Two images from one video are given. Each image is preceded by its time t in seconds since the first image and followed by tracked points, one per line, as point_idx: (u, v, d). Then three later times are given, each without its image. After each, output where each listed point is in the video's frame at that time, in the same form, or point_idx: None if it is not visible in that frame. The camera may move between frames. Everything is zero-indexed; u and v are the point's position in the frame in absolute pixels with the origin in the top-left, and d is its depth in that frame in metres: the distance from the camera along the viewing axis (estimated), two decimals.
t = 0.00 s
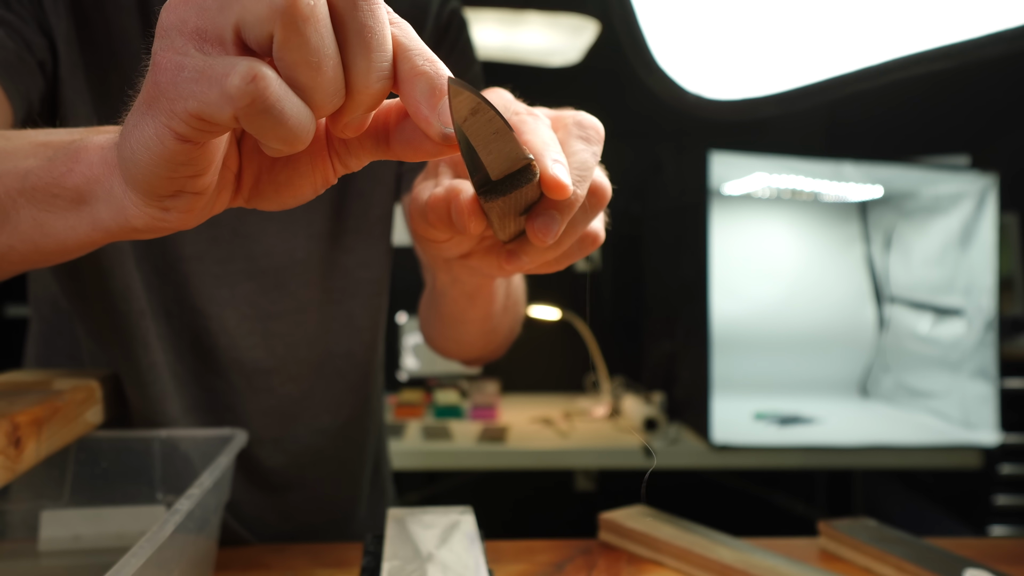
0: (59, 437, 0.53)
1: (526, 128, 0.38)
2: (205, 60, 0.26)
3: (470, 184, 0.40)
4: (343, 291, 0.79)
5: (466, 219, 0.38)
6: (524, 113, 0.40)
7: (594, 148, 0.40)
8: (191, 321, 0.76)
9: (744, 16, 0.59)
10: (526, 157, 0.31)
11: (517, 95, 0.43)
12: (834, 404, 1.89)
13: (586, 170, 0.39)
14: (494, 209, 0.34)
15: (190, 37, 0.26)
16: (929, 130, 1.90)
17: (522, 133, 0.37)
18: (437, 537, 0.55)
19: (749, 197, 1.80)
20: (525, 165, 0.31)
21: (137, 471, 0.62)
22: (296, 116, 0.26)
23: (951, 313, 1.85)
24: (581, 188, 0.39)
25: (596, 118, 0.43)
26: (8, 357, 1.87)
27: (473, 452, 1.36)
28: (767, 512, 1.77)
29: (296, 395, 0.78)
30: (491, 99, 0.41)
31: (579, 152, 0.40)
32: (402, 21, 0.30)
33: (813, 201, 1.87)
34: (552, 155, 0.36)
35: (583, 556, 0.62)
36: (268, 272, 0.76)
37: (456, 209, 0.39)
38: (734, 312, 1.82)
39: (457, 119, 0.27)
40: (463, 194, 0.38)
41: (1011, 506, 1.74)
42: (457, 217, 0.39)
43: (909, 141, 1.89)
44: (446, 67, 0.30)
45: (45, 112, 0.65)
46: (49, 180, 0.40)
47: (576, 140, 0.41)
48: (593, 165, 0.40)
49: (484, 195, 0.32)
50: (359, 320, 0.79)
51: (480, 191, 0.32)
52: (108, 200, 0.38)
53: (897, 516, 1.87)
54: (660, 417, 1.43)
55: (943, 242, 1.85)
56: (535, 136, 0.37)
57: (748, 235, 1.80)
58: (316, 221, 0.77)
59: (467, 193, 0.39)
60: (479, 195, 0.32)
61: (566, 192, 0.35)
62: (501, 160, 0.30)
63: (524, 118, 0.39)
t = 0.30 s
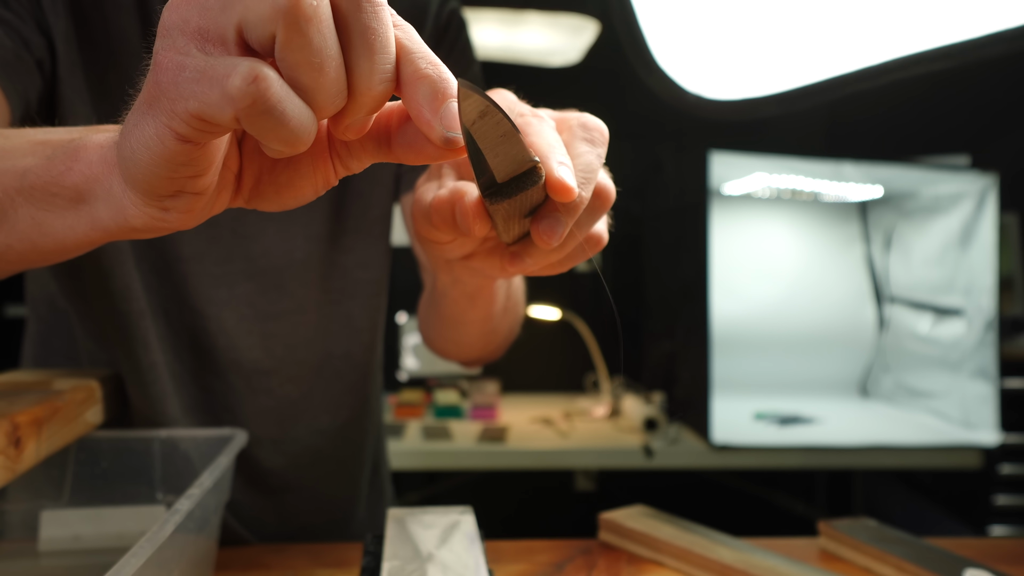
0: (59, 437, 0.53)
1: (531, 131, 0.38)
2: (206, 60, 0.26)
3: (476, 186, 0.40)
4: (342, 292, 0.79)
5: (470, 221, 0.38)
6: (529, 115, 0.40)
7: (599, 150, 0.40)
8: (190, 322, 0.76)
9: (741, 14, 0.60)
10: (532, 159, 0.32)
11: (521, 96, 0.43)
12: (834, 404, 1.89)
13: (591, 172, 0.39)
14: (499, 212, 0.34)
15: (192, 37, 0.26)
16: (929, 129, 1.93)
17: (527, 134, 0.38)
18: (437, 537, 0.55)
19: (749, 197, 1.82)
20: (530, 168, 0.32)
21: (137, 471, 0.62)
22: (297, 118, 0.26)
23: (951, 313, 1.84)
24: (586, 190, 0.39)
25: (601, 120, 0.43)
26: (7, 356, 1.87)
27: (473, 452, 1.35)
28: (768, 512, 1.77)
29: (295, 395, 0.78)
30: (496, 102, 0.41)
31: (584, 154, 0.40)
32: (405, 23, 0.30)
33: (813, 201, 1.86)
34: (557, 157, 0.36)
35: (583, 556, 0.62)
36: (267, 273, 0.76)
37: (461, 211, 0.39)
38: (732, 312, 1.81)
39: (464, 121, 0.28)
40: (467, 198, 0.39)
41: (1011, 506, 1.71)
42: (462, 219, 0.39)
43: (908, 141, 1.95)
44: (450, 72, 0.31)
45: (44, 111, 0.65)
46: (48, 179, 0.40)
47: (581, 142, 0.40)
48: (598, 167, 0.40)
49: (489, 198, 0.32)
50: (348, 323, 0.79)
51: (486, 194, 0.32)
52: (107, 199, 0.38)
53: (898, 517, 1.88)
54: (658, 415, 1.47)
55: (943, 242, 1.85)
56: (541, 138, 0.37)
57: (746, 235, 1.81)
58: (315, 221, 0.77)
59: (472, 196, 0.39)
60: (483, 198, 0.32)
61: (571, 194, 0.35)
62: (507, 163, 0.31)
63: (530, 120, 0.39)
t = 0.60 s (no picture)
0: (59, 437, 0.53)
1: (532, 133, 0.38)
2: (201, 58, 0.26)
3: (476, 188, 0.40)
4: (342, 292, 0.79)
5: (471, 224, 0.38)
6: (530, 117, 0.40)
7: (600, 153, 0.40)
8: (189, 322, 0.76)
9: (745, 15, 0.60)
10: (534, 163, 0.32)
11: (522, 97, 0.43)
12: (833, 404, 1.89)
13: (591, 176, 0.39)
14: (499, 214, 0.34)
15: (187, 35, 0.26)
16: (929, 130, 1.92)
17: (528, 137, 0.38)
18: (437, 537, 0.55)
19: (749, 197, 1.82)
20: (531, 171, 0.32)
21: (138, 471, 0.62)
22: (293, 115, 0.26)
23: (951, 313, 1.84)
24: (586, 194, 0.39)
25: (602, 124, 0.43)
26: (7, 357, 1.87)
27: (473, 452, 1.35)
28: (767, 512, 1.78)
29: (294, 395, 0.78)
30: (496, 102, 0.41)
31: (585, 157, 0.39)
32: (402, 21, 0.30)
33: (813, 201, 1.86)
34: (558, 159, 0.36)
35: (583, 556, 0.62)
36: (266, 273, 0.76)
37: (462, 213, 0.39)
38: (734, 312, 1.81)
39: (466, 124, 0.28)
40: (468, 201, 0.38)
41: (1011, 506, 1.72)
42: (462, 221, 0.39)
43: (907, 142, 1.93)
44: (447, 71, 0.30)
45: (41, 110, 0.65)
46: (44, 178, 0.40)
47: (582, 145, 0.40)
48: (598, 170, 0.40)
49: (489, 201, 0.32)
50: (350, 323, 0.79)
51: (486, 197, 0.32)
52: (102, 199, 0.38)
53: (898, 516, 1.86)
54: (658, 415, 1.49)
55: (943, 242, 1.85)
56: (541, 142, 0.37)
57: (746, 235, 1.81)
58: (315, 222, 0.77)
59: (473, 197, 0.39)
60: (483, 200, 0.32)
61: (572, 198, 0.35)
62: (507, 165, 0.31)
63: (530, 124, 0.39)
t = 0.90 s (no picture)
0: (59, 437, 0.53)
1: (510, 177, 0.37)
2: (196, 46, 0.26)
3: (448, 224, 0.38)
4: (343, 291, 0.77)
5: (444, 269, 0.38)
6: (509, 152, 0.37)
7: (577, 193, 0.40)
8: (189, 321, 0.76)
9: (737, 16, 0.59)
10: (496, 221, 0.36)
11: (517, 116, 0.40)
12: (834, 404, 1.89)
13: (565, 220, 0.39)
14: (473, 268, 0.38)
15: (184, 23, 0.27)
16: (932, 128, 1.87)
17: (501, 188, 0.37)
18: (437, 537, 0.55)
19: (749, 198, 1.81)
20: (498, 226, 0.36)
21: (137, 471, 0.62)
22: (290, 101, 0.27)
23: (951, 313, 1.85)
24: (560, 238, 0.39)
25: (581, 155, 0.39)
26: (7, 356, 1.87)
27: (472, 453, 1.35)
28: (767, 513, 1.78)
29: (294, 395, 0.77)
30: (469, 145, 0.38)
31: (560, 200, 0.39)
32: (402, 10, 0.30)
33: (813, 201, 1.88)
34: (530, 210, 0.38)
35: (583, 556, 0.62)
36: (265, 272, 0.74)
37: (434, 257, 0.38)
38: (734, 312, 1.83)
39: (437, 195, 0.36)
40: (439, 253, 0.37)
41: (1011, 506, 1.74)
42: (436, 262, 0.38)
43: (909, 140, 1.87)
44: (449, 59, 0.30)
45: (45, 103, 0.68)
46: (40, 171, 0.42)
47: (558, 186, 0.39)
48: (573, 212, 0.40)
49: (460, 255, 0.37)
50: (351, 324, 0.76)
51: (457, 252, 0.37)
52: (101, 192, 0.40)
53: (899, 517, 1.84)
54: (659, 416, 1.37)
55: (943, 242, 1.86)
56: (517, 190, 0.37)
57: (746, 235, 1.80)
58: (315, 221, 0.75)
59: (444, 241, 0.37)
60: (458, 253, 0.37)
61: (540, 248, 0.38)
62: (472, 227, 0.36)
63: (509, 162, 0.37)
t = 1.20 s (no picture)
0: (59, 437, 0.53)
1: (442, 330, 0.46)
2: (213, 44, 0.26)
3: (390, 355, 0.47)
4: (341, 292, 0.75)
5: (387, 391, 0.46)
6: (449, 296, 0.47)
7: (499, 336, 0.47)
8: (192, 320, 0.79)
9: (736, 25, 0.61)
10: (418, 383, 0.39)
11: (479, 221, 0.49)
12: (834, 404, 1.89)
13: (489, 363, 0.47)
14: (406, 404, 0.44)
15: (200, 23, 0.26)
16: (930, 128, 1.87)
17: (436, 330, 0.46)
18: (437, 537, 0.55)
19: (749, 198, 1.81)
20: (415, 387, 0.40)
21: (137, 471, 0.62)
22: (304, 101, 0.27)
23: (951, 313, 1.84)
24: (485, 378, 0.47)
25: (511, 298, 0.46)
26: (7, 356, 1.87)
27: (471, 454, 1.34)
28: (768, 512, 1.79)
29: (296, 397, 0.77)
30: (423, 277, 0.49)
31: (483, 347, 0.47)
32: (418, 12, 0.30)
33: (813, 201, 1.86)
34: (451, 370, 0.42)
35: (583, 556, 0.62)
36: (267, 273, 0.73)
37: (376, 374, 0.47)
38: (736, 312, 1.84)
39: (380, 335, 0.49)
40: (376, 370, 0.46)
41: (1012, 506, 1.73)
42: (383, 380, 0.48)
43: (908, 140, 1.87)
44: (464, 60, 0.29)
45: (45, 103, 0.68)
46: (50, 170, 0.41)
47: (485, 332, 0.47)
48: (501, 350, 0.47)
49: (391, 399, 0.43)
50: (351, 325, 0.74)
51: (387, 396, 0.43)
52: (109, 189, 0.39)
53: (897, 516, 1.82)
54: (659, 415, 1.38)
55: (943, 242, 1.84)
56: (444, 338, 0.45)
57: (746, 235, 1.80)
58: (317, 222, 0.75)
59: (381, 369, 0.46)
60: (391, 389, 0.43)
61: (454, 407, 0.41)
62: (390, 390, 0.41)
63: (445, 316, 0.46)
